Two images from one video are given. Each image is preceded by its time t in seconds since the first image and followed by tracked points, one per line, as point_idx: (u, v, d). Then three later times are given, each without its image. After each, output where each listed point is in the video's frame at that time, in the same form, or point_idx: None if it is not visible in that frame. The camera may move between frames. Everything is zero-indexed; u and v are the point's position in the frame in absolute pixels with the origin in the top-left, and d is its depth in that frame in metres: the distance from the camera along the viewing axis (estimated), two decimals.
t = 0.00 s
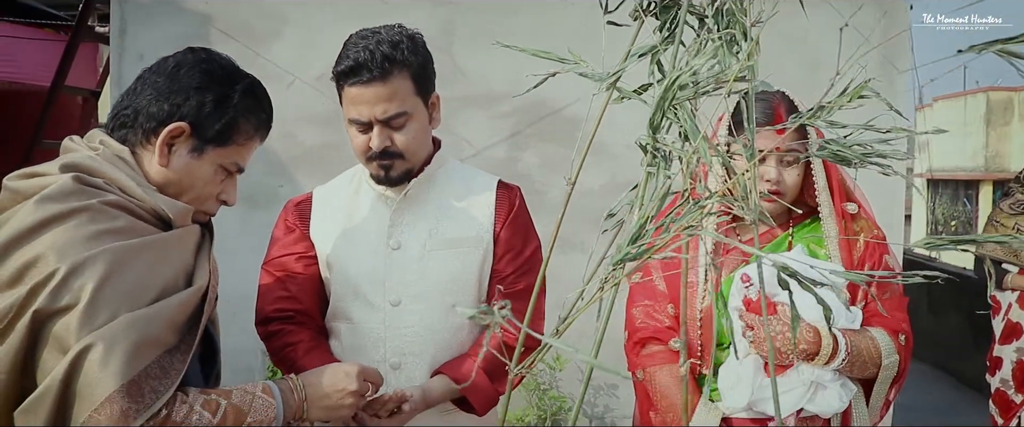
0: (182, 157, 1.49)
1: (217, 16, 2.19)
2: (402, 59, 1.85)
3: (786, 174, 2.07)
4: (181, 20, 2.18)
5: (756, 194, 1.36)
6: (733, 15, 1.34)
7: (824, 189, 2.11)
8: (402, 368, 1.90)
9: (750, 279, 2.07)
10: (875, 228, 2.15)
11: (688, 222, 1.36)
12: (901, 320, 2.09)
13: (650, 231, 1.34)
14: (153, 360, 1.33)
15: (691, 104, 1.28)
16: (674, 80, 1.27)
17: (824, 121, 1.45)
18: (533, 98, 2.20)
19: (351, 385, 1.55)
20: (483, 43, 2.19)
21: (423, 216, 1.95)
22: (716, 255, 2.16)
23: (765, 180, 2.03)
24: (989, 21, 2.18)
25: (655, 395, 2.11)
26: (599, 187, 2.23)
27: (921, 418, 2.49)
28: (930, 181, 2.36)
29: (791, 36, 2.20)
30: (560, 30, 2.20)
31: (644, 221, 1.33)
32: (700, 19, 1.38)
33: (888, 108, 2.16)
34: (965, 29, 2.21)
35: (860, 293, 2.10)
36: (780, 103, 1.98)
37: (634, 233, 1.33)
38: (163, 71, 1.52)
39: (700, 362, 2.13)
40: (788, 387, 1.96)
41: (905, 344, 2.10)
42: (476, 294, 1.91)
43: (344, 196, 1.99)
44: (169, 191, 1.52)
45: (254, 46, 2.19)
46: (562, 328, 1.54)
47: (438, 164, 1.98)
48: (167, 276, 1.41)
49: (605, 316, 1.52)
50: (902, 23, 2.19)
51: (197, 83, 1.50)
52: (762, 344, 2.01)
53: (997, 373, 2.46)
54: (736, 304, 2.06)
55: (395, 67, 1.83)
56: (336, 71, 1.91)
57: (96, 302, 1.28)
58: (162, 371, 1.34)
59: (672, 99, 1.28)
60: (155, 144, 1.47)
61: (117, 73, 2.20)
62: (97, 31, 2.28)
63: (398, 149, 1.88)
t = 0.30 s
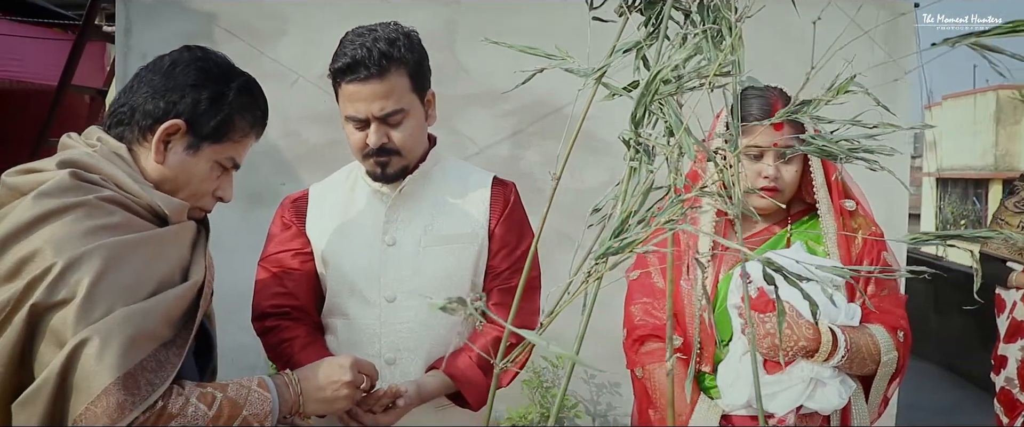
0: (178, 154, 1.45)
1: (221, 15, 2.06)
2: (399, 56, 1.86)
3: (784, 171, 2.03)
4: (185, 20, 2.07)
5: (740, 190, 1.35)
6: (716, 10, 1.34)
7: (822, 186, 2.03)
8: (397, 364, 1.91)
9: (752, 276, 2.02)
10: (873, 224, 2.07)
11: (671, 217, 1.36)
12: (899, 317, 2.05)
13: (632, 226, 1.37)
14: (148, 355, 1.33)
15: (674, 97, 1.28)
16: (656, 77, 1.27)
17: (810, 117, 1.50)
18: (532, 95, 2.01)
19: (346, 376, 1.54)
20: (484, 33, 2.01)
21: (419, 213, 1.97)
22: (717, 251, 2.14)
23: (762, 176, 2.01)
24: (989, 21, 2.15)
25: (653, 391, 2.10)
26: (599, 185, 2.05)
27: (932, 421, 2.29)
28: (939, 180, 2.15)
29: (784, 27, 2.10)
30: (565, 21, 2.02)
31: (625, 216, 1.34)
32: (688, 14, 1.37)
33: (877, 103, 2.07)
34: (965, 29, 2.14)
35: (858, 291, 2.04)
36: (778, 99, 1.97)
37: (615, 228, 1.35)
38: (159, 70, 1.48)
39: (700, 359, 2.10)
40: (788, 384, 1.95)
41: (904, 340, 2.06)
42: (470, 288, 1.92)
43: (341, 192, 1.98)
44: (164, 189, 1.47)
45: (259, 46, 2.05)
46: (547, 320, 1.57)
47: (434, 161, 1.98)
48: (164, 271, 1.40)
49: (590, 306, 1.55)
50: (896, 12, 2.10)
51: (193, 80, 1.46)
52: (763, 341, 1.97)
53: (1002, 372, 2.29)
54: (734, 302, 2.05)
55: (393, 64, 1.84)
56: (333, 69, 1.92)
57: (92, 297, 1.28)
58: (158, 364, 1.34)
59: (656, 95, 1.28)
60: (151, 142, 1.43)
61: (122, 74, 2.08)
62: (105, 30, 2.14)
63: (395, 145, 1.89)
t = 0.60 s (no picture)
0: (174, 151, 1.45)
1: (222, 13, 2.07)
2: (397, 54, 1.86)
3: (783, 167, 1.98)
4: (192, 19, 2.02)
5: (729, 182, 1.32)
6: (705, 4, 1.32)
7: (821, 182, 1.98)
8: (394, 360, 1.91)
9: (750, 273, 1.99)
10: (873, 222, 2.00)
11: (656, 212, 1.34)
12: (899, 314, 1.98)
13: (617, 221, 1.34)
14: (142, 348, 1.34)
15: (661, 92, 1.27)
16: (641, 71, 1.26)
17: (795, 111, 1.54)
18: (537, 95, 2.01)
19: (339, 365, 1.56)
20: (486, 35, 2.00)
21: (416, 209, 1.97)
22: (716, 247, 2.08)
23: (762, 173, 1.97)
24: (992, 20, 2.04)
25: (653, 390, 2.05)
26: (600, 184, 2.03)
27: (938, 419, 2.28)
28: (950, 179, 2.11)
29: (770, 21, 2.05)
30: (573, 20, 2.01)
31: (609, 211, 1.33)
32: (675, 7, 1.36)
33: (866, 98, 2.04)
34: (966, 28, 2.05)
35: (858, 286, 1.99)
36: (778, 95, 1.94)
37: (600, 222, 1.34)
38: (156, 67, 1.48)
39: (698, 358, 2.05)
40: (788, 381, 1.91)
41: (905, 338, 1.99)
42: (469, 283, 1.93)
43: (339, 188, 1.99)
44: (161, 186, 1.48)
45: (265, 44, 2.02)
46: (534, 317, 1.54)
47: (431, 157, 1.98)
48: (159, 266, 1.41)
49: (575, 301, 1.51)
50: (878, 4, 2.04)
51: (189, 77, 1.46)
52: (762, 339, 1.93)
53: (1010, 371, 2.23)
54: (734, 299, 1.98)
55: (391, 61, 1.84)
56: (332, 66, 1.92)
57: (87, 290, 1.29)
58: (152, 358, 1.35)
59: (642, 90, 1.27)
60: (148, 138, 1.43)
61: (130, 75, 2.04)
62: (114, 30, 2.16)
63: (393, 142, 1.90)
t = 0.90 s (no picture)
0: (173, 148, 1.46)
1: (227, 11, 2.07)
2: (396, 51, 1.86)
3: (787, 165, 1.94)
4: (201, 19, 2.02)
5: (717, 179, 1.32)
6: None
7: (824, 180, 1.96)
8: (394, 357, 1.92)
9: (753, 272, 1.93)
10: (877, 221, 1.98)
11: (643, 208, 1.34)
12: (903, 313, 1.94)
13: (603, 217, 1.34)
14: (139, 342, 1.35)
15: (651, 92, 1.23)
16: (626, 68, 1.25)
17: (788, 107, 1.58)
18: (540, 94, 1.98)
19: (333, 355, 1.55)
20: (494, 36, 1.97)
21: (417, 207, 1.98)
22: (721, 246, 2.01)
23: (765, 171, 1.94)
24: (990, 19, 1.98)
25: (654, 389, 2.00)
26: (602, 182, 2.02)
27: (946, 421, 2.24)
28: (968, 179, 2.08)
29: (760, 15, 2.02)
30: (579, 19, 1.98)
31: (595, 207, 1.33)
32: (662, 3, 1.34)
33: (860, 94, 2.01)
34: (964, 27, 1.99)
35: (862, 283, 1.93)
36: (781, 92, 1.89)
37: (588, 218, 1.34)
38: (153, 65, 1.49)
39: (699, 358, 1.99)
40: (789, 381, 1.89)
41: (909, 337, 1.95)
42: (470, 280, 1.95)
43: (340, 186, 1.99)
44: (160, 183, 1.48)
45: (275, 43, 1.99)
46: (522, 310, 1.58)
47: (432, 155, 1.98)
48: (158, 261, 1.42)
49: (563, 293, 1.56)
50: (854, 0, 2.01)
51: (186, 75, 1.47)
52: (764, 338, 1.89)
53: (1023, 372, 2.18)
54: (737, 298, 1.93)
55: (390, 59, 1.85)
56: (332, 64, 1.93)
57: (84, 285, 1.31)
58: (148, 352, 1.36)
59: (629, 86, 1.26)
60: (146, 135, 1.44)
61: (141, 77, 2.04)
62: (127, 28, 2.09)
63: (393, 139, 1.91)
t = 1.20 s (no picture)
0: (176, 149, 1.47)
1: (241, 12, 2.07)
2: (401, 52, 1.86)
3: (794, 166, 1.92)
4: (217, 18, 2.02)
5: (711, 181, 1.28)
6: None
7: (832, 182, 1.94)
8: (399, 357, 1.93)
9: (759, 272, 1.93)
10: (882, 222, 1.98)
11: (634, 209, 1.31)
12: (911, 315, 1.92)
13: (597, 218, 1.30)
14: (141, 341, 1.37)
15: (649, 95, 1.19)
16: (617, 71, 1.21)
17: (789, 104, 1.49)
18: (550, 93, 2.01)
19: (335, 354, 1.56)
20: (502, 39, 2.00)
21: (422, 208, 1.99)
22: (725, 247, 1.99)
23: (771, 172, 1.92)
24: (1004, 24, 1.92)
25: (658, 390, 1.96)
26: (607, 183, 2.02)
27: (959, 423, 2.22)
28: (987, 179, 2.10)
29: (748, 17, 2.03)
30: (585, 20, 1.98)
31: (588, 208, 1.29)
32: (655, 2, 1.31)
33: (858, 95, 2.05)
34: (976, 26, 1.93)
35: (869, 285, 1.92)
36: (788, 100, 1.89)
37: (581, 218, 1.30)
38: (158, 67, 1.51)
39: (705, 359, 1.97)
40: (797, 382, 1.85)
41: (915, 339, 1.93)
42: (473, 282, 1.96)
43: (346, 187, 2.01)
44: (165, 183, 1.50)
45: (288, 44, 2.02)
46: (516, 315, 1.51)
47: (437, 155, 1.99)
48: (160, 261, 1.43)
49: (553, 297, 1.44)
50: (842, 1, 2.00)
51: (190, 77, 1.48)
52: (770, 339, 1.86)
53: None
54: (743, 299, 1.90)
55: (395, 60, 1.86)
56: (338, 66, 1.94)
57: (88, 284, 1.32)
58: (151, 351, 1.38)
59: (621, 89, 1.22)
60: (151, 136, 1.46)
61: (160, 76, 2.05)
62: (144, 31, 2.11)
63: (399, 140, 1.91)
